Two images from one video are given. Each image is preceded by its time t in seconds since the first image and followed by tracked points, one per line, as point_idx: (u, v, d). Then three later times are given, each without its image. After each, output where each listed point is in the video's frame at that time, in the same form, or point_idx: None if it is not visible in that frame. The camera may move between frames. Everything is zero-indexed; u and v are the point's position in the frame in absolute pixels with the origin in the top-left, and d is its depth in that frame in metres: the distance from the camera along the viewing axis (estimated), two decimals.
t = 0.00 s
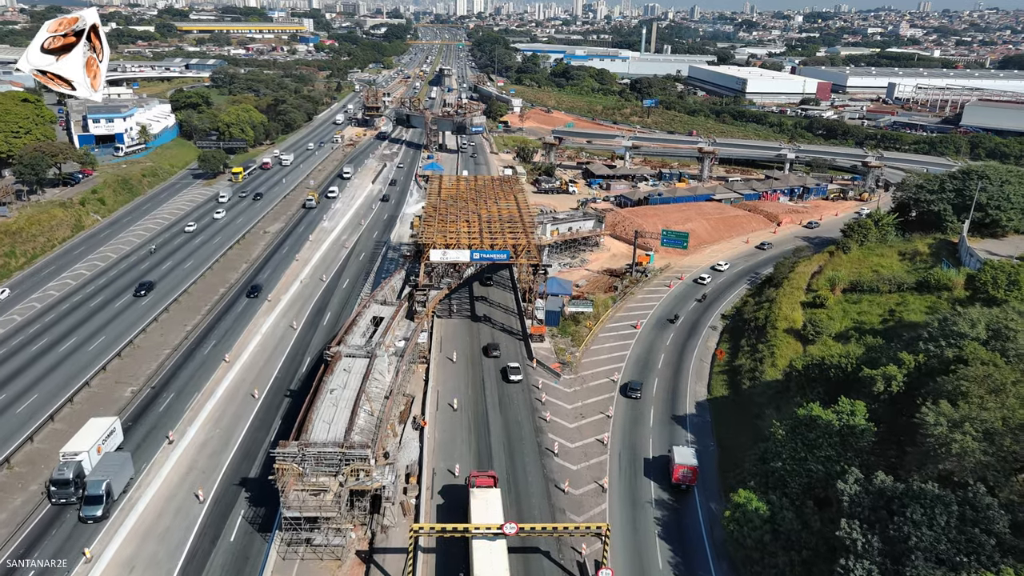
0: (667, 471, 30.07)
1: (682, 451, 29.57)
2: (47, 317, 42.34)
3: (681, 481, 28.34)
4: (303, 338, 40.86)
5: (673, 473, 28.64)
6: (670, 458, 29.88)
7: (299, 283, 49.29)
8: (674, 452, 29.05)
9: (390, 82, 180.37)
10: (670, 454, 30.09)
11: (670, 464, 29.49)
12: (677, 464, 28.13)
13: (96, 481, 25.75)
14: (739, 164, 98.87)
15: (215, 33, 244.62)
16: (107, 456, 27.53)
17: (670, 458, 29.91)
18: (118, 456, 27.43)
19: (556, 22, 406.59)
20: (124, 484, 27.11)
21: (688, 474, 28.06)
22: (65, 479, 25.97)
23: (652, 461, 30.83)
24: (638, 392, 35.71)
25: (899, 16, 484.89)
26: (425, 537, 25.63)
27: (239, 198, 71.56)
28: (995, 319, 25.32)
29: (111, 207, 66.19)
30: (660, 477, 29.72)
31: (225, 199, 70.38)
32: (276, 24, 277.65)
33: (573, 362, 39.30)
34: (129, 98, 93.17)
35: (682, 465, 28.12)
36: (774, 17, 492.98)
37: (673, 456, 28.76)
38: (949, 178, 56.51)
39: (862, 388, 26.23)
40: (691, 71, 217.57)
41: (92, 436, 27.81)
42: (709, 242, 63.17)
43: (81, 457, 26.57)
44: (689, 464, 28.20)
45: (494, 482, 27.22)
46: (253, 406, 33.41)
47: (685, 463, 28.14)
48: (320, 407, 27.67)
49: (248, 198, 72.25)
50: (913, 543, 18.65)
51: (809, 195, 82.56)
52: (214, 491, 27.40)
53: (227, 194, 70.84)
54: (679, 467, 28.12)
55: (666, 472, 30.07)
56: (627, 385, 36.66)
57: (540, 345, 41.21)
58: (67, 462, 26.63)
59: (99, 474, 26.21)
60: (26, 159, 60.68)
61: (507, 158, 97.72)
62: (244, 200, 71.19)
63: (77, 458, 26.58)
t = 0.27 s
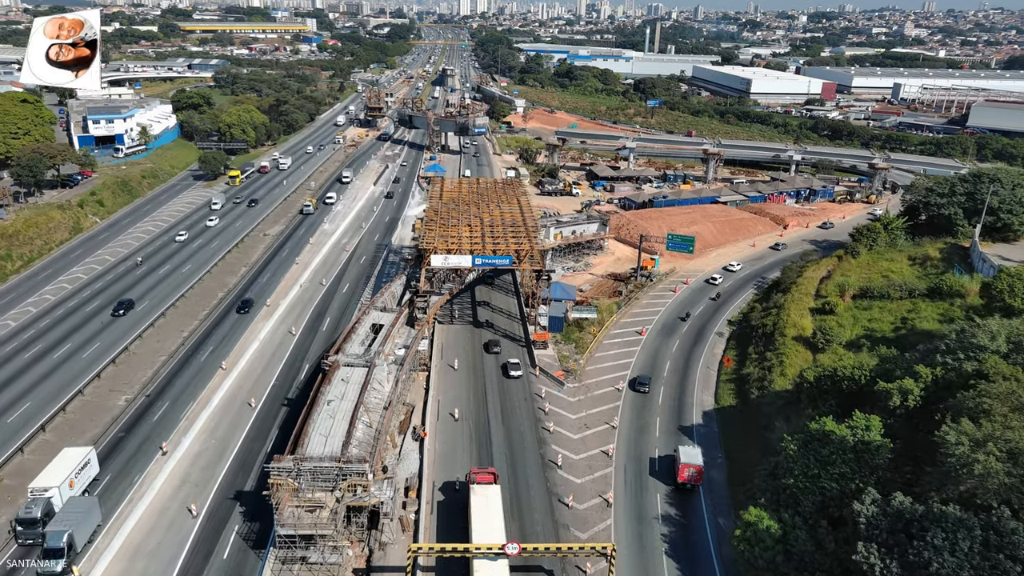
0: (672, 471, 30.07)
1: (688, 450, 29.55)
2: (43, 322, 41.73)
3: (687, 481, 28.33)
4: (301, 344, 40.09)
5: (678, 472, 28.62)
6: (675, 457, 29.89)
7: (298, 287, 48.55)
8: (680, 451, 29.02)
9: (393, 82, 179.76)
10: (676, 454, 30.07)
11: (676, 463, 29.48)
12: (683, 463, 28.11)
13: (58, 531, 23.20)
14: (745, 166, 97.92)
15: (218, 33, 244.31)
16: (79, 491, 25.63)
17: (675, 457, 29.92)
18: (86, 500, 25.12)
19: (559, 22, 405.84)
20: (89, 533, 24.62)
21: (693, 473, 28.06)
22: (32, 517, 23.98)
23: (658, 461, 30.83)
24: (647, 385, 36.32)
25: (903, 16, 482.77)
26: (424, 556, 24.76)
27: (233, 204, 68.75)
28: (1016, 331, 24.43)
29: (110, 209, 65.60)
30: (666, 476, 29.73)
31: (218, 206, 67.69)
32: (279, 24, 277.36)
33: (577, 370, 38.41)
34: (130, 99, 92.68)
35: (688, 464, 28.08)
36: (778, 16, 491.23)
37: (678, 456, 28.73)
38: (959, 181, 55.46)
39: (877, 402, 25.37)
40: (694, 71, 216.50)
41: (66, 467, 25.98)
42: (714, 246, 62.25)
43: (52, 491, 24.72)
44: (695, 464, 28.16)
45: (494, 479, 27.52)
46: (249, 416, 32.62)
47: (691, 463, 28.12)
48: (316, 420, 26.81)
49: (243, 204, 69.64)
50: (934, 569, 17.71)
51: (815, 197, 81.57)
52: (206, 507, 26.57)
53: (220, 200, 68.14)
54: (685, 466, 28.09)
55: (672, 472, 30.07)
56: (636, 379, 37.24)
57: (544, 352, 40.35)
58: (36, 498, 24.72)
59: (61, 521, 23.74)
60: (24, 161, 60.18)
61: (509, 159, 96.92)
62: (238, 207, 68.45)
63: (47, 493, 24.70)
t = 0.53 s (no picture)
0: (677, 470, 30.16)
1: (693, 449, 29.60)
2: (37, 327, 41.03)
3: (692, 480, 28.40)
4: (299, 351, 39.31)
5: (683, 471, 28.68)
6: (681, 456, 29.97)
7: (297, 291, 47.81)
8: (685, 450, 29.03)
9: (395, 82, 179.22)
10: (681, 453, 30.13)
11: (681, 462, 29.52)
12: (688, 462, 28.13)
13: None
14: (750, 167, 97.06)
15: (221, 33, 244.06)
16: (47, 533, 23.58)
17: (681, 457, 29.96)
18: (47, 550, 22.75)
19: (562, 22, 405.18)
20: None
21: (699, 472, 28.12)
22: None
23: (664, 460, 30.88)
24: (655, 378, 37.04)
25: (908, 15, 480.90)
26: None
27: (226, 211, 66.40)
28: None
29: (108, 210, 64.97)
30: (671, 476, 29.78)
31: (209, 214, 64.82)
32: (282, 24, 277.11)
33: (581, 378, 37.56)
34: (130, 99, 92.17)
35: (693, 464, 28.10)
36: (781, 16, 490.36)
37: (684, 455, 28.74)
38: (969, 185, 54.49)
39: (891, 417, 24.55)
40: (698, 71, 215.53)
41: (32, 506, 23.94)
42: (720, 249, 61.41)
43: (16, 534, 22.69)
44: (700, 463, 28.18)
45: (494, 475, 27.80)
46: (245, 425, 31.91)
47: (697, 462, 28.13)
48: (312, 433, 26.01)
49: (237, 210, 67.20)
50: None
51: (821, 200, 80.61)
52: (200, 522, 25.79)
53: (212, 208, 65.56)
54: (691, 466, 28.12)
55: (677, 471, 30.17)
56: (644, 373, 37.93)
57: (547, 359, 39.54)
58: None
59: None
60: (21, 163, 59.47)
61: (512, 160, 96.16)
62: (231, 213, 66.10)
63: (12, 535, 22.70)
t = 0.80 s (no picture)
0: (683, 468, 30.30)
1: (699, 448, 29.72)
2: (31, 333, 40.29)
3: (698, 479, 28.56)
4: (297, 358, 38.50)
5: (688, 470, 28.82)
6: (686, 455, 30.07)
7: (295, 296, 47.04)
8: (691, 449, 29.16)
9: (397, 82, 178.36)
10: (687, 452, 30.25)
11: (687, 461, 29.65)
12: (694, 462, 28.28)
13: None
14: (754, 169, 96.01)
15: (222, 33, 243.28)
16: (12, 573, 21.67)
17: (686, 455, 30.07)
18: None
19: (564, 22, 404.07)
20: None
21: (704, 471, 28.29)
22: None
23: (669, 459, 31.00)
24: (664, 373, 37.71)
25: (911, 15, 479.05)
26: None
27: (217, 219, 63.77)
28: None
29: (105, 212, 64.20)
30: (676, 474, 29.92)
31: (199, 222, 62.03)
32: (283, 23, 276.32)
33: (584, 387, 36.70)
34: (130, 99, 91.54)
35: (699, 463, 28.25)
36: (784, 16, 488.60)
37: (689, 454, 28.86)
38: (979, 188, 53.52)
39: (906, 432, 23.75)
40: (701, 71, 214.40)
41: None
42: (724, 253, 60.54)
43: None
44: (706, 462, 28.34)
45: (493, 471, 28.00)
46: (240, 435, 31.13)
47: (702, 461, 28.26)
48: (307, 447, 25.21)
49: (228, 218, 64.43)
50: None
51: (826, 202, 79.65)
52: (191, 539, 24.98)
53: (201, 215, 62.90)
54: (696, 465, 28.27)
55: (682, 469, 30.32)
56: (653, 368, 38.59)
57: (549, 366, 38.71)
58: None
59: None
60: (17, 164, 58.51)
61: (514, 161, 95.34)
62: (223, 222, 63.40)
63: None
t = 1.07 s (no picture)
0: (688, 467, 30.42)
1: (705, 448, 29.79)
2: (23, 339, 39.58)
3: (703, 478, 28.76)
4: (294, 366, 37.66)
5: (694, 469, 29.00)
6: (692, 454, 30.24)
7: (294, 300, 46.29)
8: (697, 448, 29.31)
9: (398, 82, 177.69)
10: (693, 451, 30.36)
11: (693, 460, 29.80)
12: (700, 461, 28.44)
13: None
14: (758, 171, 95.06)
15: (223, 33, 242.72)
16: None
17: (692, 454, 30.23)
18: None
19: (566, 22, 403.33)
20: None
21: (710, 471, 28.45)
22: None
23: (674, 459, 31.09)
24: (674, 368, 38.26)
25: (914, 15, 477.30)
26: None
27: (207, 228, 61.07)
28: None
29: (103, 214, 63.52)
30: (681, 473, 30.07)
31: (188, 231, 59.38)
32: (285, 23, 275.80)
33: (587, 396, 35.85)
34: (130, 100, 90.97)
35: (705, 462, 28.42)
36: (787, 16, 487.08)
37: (695, 453, 29.03)
38: (989, 191, 52.57)
39: (924, 448, 22.90)
40: (704, 71, 213.39)
41: None
42: (729, 256, 59.67)
43: None
44: (711, 462, 28.49)
45: (492, 467, 28.16)
46: (235, 446, 30.36)
47: (708, 461, 28.43)
48: (301, 463, 24.33)
49: (219, 227, 61.68)
50: None
51: (832, 204, 78.67)
52: (181, 556, 24.15)
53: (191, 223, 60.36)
54: (702, 464, 28.44)
55: (687, 468, 30.47)
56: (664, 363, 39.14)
57: (551, 373, 37.92)
58: None
59: None
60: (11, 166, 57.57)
61: (515, 162, 94.57)
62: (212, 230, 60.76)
63: None
